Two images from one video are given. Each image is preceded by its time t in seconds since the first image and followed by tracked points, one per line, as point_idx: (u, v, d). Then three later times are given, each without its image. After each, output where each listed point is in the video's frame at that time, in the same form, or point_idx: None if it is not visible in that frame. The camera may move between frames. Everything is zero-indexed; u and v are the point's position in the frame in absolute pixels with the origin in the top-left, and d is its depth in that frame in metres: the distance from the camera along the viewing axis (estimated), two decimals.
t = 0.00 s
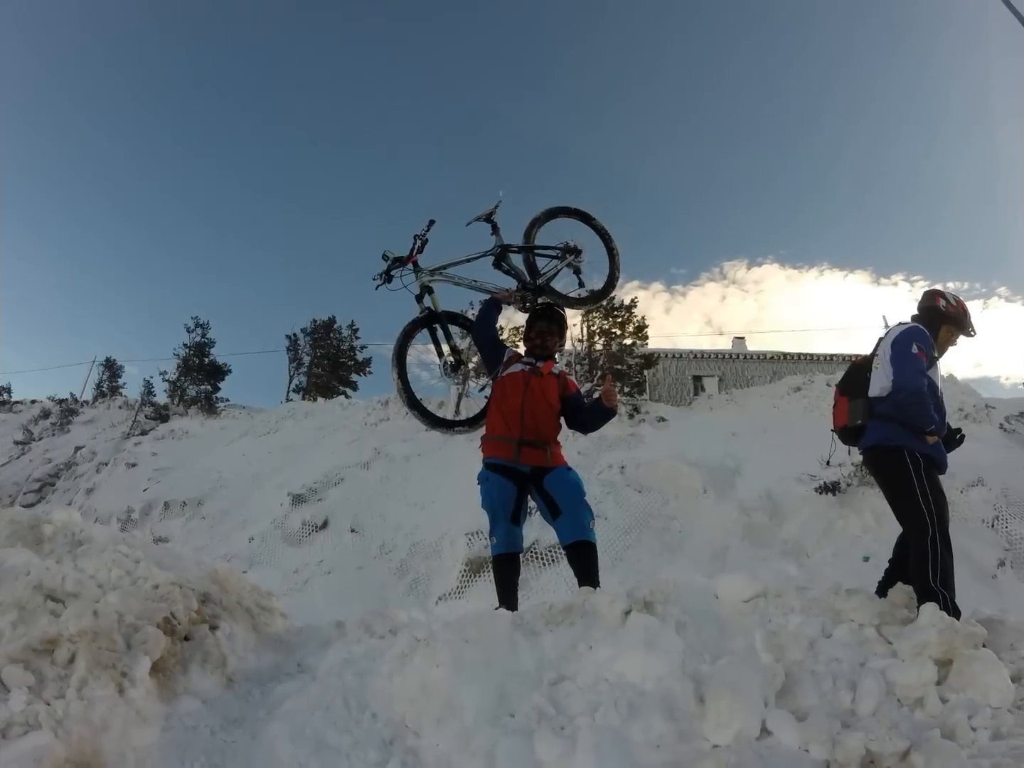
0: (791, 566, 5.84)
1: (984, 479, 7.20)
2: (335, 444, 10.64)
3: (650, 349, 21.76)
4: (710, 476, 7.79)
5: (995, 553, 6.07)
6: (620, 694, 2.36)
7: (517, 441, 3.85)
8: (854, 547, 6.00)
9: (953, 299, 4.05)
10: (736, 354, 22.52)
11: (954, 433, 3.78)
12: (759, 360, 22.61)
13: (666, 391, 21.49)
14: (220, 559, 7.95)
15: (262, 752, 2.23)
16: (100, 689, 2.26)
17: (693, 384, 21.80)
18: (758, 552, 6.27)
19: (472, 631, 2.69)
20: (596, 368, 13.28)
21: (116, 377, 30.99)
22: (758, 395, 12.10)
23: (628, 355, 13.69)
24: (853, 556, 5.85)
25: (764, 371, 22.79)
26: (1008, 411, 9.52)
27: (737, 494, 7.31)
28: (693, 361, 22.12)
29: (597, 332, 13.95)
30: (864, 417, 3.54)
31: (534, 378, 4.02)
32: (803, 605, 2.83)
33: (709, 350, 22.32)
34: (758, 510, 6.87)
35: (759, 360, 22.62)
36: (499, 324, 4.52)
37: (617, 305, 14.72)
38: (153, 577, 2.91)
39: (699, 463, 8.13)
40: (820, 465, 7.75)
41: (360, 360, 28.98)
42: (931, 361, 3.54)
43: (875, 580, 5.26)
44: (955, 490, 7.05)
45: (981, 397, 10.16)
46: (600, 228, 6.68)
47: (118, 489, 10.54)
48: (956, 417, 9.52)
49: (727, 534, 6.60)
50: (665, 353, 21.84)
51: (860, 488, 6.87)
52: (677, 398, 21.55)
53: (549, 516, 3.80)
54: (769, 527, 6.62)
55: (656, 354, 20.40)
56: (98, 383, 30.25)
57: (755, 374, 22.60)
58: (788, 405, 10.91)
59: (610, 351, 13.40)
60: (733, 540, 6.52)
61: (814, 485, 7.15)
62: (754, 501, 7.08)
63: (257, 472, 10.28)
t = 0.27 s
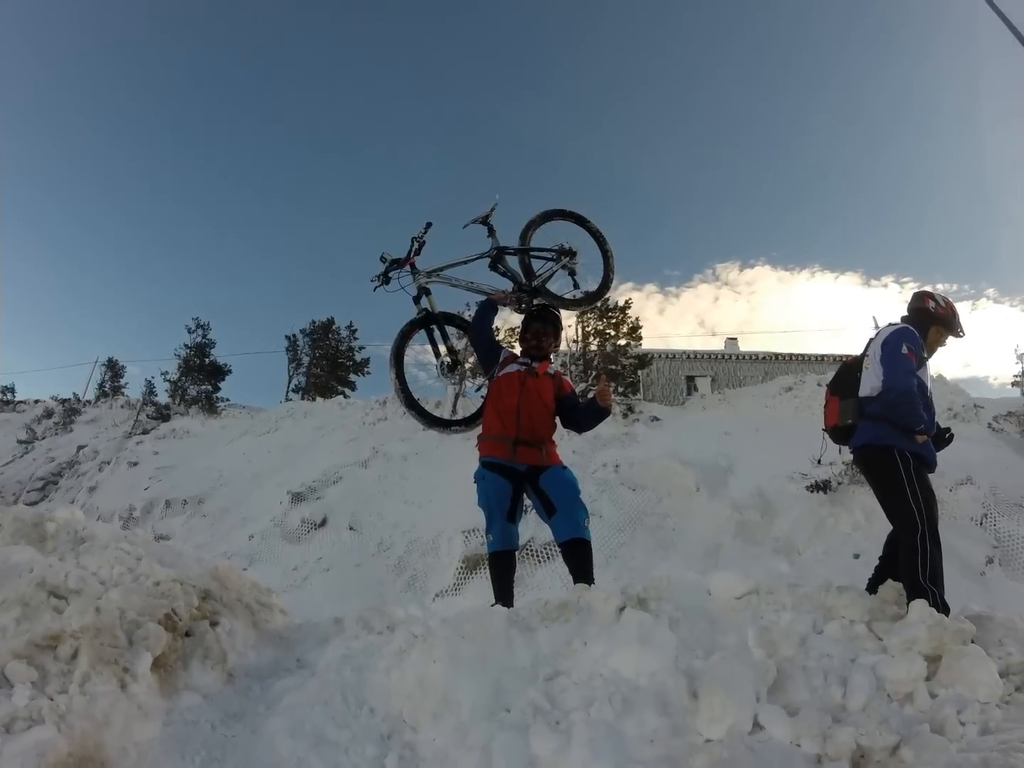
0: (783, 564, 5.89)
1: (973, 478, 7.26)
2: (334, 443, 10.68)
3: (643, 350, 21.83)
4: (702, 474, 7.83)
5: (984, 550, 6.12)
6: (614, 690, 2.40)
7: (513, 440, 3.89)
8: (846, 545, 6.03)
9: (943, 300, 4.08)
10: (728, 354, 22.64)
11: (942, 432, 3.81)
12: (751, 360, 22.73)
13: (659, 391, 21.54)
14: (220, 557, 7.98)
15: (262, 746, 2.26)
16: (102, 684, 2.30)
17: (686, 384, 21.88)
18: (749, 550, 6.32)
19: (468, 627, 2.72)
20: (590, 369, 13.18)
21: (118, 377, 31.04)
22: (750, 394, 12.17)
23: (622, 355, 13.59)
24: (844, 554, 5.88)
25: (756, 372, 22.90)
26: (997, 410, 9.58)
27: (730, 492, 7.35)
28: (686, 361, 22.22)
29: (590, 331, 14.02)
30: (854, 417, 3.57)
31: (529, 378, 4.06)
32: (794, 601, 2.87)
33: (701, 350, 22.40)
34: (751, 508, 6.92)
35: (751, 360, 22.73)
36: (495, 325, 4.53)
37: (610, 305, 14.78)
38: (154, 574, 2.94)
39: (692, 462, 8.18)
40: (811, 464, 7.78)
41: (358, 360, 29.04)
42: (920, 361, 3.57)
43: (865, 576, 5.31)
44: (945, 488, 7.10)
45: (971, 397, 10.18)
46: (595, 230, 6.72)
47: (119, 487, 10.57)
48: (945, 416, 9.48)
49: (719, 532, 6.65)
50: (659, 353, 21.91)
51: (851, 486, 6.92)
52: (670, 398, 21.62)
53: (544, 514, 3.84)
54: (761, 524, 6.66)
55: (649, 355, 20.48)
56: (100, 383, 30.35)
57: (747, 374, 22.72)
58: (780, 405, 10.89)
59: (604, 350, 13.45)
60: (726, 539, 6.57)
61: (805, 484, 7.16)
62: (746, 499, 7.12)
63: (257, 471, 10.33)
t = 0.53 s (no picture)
0: (775, 561, 5.93)
1: (962, 476, 7.31)
2: (332, 442, 10.73)
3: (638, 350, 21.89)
4: (696, 473, 7.88)
5: (972, 548, 6.18)
6: (608, 685, 2.44)
7: (509, 438, 3.93)
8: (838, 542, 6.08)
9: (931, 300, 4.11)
10: (722, 355, 22.74)
11: (930, 432, 3.84)
12: (744, 361, 22.82)
13: (653, 391, 21.60)
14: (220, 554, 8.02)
15: (262, 741, 2.30)
16: (105, 679, 2.33)
17: (679, 384, 21.93)
18: (742, 547, 6.37)
19: (464, 623, 2.76)
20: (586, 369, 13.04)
21: (122, 377, 31.09)
22: (743, 394, 12.22)
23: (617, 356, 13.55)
24: (836, 551, 5.93)
25: (748, 372, 22.98)
26: (985, 409, 9.64)
27: (723, 491, 7.40)
28: (680, 361, 22.30)
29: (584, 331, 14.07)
30: (845, 417, 3.61)
31: (525, 378, 4.10)
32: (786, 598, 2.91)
33: (694, 351, 22.44)
34: (743, 506, 6.97)
35: (744, 360, 22.82)
36: (491, 326, 4.57)
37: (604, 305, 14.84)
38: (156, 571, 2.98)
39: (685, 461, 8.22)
40: (802, 462, 7.83)
41: (356, 359, 29.08)
42: (909, 361, 3.61)
43: (855, 573, 5.35)
44: (934, 487, 7.15)
45: (961, 398, 10.10)
46: (590, 232, 6.76)
47: (121, 486, 10.61)
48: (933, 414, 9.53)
49: (712, 530, 6.69)
50: (654, 353, 21.97)
51: (842, 485, 6.97)
52: (664, 398, 21.67)
53: (539, 512, 3.88)
54: (753, 522, 6.70)
55: (643, 355, 20.55)
56: (102, 383, 30.43)
57: (740, 374, 22.79)
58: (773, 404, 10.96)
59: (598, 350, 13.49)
60: (718, 536, 6.62)
61: (797, 482, 7.24)
62: (739, 497, 7.16)
63: (257, 469, 10.37)
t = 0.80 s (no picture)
0: (768, 558, 5.96)
1: (952, 475, 7.36)
2: (331, 442, 10.77)
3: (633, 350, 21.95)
4: (690, 472, 7.93)
5: (962, 545, 6.22)
6: (603, 681, 2.47)
7: (505, 437, 3.96)
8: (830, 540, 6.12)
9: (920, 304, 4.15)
10: (716, 355, 22.82)
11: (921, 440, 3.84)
12: (738, 361, 22.91)
13: (648, 391, 21.64)
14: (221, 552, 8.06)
15: (262, 735, 2.33)
16: (107, 675, 2.36)
17: (674, 384, 21.95)
18: (735, 545, 6.40)
19: (461, 620, 2.79)
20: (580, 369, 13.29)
21: (123, 377, 31.11)
22: (736, 394, 12.27)
23: (611, 356, 13.70)
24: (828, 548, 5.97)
25: (741, 372, 23.05)
26: (975, 410, 9.69)
27: (716, 490, 7.44)
28: (675, 362, 22.36)
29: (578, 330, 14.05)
30: (837, 416, 3.65)
31: (521, 378, 4.14)
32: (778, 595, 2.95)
33: (688, 351, 22.47)
34: (736, 505, 7.01)
35: (737, 360, 22.89)
36: (487, 328, 4.61)
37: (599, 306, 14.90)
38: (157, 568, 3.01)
39: (679, 460, 8.26)
40: (794, 462, 7.89)
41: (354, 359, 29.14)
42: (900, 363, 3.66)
43: (846, 570, 5.38)
44: (924, 485, 7.20)
45: (950, 398, 10.16)
46: (586, 235, 6.79)
47: (124, 484, 10.65)
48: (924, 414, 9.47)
49: (706, 528, 6.73)
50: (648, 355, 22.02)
51: (834, 484, 7.01)
52: (659, 398, 21.73)
53: (535, 510, 3.90)
54: (747, 520, 6.74)
55: (637, 355, 20.61)
56: (103, 383, 30.51)
57: (733, 375, 22.82)
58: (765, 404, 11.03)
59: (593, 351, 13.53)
60: (712, 534, 6.65)
61: (789, 482, 7.32)
62: (732, 496, 7.20)
63: (257, 468, 10.41)
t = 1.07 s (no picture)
0: (759, 555, 6.00)
1: (941, 473, 7.41)
2: (329, 441, 10.81)
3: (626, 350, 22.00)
4: (684, 470, 7.97)
5: (951, 543, 6.27)
6: (598, 676, 2.51)
7: (501, 437, 4.01)
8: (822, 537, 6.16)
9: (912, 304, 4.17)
10: (709, 355, 22.90)
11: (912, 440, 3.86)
12: (730, 361, 22.99)
13: (641, 391, 21.70)
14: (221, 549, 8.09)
15: (263, 729, 2.37)
16: (109, 670, 2.40)
17: (666, 384, 21.97)
18: (727, 542, 6.44)
19: (457, 617, 2.83)
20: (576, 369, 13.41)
21: (124, 377, 31.16)
22: (727, 393, 12.31)
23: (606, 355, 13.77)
24: (820, 546, 6.01)
25: (734, 372, 23.13)
26: (963, 409, 9.73)
27: (709, 488, 7.48)
28: (667, 362, 22.45)
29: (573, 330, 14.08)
30: (828, 416, 3.69)
31: (516, 379, 4.19)
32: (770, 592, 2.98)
33: (680, 351, 22.47)
34: (729, 503, 7.05)
35: (729, 360, 22.95)
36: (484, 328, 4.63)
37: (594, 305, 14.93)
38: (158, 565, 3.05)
39: (672, 459, 8.30)
40: (786, 459, 7.94)
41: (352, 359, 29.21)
42: (890, 362, 3.69)
43: (837, 566, 5.42)
44: (913, 484, 7.25)
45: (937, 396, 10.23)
46: (580, 236, 6.83)
47: (125, 483, 10.69)
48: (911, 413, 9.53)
49: (699, 526, 6.77)
50: (643, 355, 22.07)
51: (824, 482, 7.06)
52: (652, 398, 21.80)
53: (530, 509, 3.95)
54: (739, 518, 6.78)
55: (631, 355, 20.68)
56: (105, 383, 30.62)
57: (724, 374, 22.88)
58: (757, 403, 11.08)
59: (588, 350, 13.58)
60: (705, 532, 6.69)
61: (781, 479, 7.36)
62: (724, 494, 7.25)
63: (256, 467, 10.45)
